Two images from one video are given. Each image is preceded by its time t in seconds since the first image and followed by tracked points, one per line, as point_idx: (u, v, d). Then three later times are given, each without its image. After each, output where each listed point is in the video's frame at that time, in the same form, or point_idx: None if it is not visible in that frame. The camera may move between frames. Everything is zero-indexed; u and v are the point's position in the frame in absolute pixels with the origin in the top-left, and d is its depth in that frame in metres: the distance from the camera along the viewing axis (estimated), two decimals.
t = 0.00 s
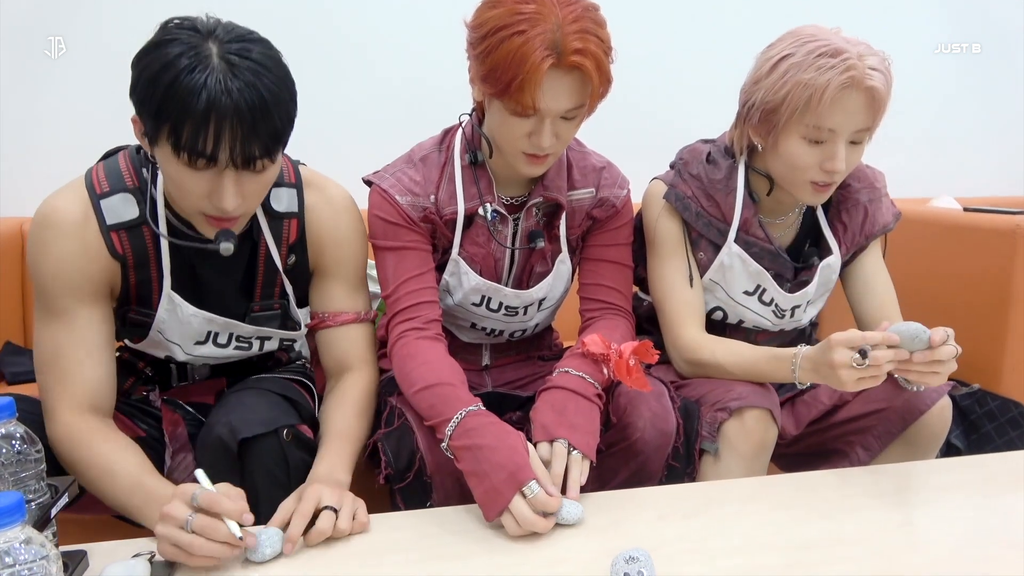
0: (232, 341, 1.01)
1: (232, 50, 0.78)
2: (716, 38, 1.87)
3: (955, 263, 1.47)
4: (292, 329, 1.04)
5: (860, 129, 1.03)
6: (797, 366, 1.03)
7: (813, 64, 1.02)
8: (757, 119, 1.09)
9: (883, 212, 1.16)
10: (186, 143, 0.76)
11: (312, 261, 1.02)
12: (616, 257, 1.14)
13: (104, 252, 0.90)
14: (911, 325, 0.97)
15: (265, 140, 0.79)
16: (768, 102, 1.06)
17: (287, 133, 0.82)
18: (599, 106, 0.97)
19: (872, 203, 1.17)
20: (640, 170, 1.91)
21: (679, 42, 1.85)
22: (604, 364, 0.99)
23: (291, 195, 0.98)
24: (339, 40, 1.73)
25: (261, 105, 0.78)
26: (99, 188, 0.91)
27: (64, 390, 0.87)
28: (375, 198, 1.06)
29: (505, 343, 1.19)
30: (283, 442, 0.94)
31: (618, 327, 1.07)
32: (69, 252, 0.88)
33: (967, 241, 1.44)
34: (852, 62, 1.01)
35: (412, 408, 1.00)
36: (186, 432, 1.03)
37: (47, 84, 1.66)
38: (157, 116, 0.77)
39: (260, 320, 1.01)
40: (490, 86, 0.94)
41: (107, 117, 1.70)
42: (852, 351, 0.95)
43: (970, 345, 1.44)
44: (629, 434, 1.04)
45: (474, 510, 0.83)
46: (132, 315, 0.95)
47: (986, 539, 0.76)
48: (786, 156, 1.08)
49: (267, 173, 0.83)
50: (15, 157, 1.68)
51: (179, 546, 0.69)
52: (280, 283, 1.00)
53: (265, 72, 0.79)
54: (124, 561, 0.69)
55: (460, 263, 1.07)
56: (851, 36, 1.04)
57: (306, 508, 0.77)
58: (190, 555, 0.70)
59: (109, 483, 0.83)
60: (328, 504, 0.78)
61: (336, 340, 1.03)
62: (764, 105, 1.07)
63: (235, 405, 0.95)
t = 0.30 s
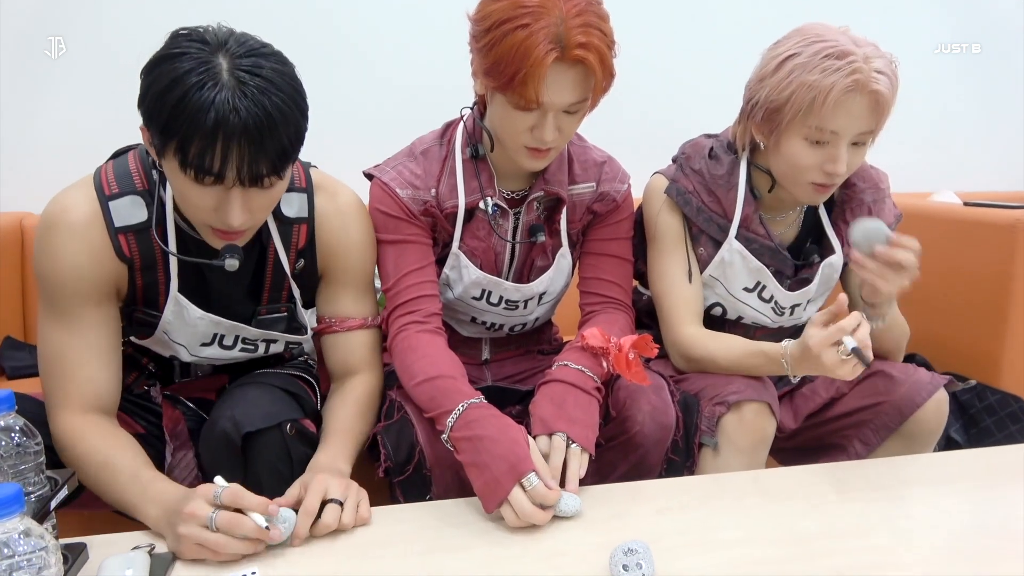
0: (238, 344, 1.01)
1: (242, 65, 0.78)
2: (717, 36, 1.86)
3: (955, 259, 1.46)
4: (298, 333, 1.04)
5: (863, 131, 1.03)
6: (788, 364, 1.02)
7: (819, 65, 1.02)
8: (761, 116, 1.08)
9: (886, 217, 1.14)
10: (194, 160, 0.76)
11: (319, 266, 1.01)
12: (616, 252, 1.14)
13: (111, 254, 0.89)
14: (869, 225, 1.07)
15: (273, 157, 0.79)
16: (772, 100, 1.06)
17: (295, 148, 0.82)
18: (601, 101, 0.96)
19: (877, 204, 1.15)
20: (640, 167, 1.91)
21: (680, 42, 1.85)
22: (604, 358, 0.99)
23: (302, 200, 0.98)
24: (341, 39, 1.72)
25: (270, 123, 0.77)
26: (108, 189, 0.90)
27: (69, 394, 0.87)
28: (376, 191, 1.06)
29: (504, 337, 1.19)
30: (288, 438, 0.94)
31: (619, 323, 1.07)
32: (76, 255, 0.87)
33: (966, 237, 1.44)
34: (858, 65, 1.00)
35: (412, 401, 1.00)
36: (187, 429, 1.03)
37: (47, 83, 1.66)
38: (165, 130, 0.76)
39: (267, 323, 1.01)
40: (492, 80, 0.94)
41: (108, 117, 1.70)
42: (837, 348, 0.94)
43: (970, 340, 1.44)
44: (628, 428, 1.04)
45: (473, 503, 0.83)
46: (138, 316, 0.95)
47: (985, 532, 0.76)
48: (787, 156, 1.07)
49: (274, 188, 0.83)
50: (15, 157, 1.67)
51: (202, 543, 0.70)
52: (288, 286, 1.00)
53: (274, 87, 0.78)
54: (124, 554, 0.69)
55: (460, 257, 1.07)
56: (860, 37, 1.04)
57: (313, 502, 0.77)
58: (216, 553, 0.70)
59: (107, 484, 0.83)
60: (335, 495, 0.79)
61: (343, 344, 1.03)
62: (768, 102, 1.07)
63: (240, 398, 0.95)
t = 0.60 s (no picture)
0: (231, 338, 1.00)
1: (242, 57, 0.78)
2: (715, 34, 1.87)
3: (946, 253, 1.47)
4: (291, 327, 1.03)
5: (852, 128, 1.03)
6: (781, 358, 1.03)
7: (812, 62, 1.02)
8: (752, 110, 1.09)
9: (876, 208, 1.15)
10: (193, 150, 0.76)
11: (313, 260, 1.01)
12: (608, 247, 1.14)
13: (105, 246, 0.89)
14: (808, 181, 1.07)
15: (271, 148, 0.78)
16: (764, 95, 1.06)
17: (294, 140, 0.81)
18: (594, 95, 0.96)
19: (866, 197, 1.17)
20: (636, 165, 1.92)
21: (676, 40, 1.85)
22: (595, 353, 0.99)
23: (296, 194, 0.97)
24: (341, 39, 1.72)
25: (268, 113, 0.77)
26: (102, 181, 0.90)
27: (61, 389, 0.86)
28: (368, 185, 1.06)
29: (496, 333, 1.20)
30: (282, 433, 0.93)
31: (612, 318, 1.07)
32: (69, 248, 0.87)
33: (957, 232, 1.45)
34: (851, 63, 1.00)
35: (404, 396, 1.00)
36: (179, 425, 1.03)
37: (44, 83, 1.65)
38: (165, 121, 0.76)
39: (260, 317, 1.00)
40: (485, 75, 0.93)
41: (106, 118, 1.69)
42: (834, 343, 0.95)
43: (960, 334, 1.45)
44: (620, 422, 1.04)
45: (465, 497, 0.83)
46: (131, 309, 0.95)
47: (974, 525, 0.76)
48: (776, 150, 1.08)
49: (272, 180, 0.82)
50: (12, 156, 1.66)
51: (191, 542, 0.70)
52: (282, 280, 1.00)
53: (273, 79, 0.78)
54: (115, 550, 0.69)
55: (453, 252, 1.07)
56: (854, 35, 1.04)
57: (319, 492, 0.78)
58: (203, 552, 0.70)
59: (99, 479, 0.83)
60: (343, 480, 0.81)
61: (337, 339, 1.03)
62: (760, 97, 1.07)
63: (232, 393, 0.95)
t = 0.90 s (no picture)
0: (221, 333, 1.00)
1: (232, 41, 0.77)
2: (711, 33, 1.87)
3: (934, 247, 1.48)
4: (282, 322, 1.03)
5: (830, 104, 1.04)
6: (780, 355, 1.02)
7: (783, 38, 1.03)
8: (732, 95, 1.11)
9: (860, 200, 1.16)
10: (170, 126, 0.75)
11: (303, 255, 1.01)
12: (598, 243, 1.14)
13: (93, 241, 0.88)
14: (791, 164, 1.07)
15: (249, 133, 0.77)
16: (741, 77, 1.08)
17: (276, 130, 0.81)
18: (586, 91, 0.96)
19: (852, 188, 1.17)
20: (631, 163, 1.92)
21: (670, 37, 1.85)
22: (586, 348, 0.99)
23: (286, 189, 0.97)
24: (340, 39, 1.71)
25: (250, 97, 0.76)
26: (89, 176, 0.89)
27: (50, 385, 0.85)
28: (358, 181, 1.05)
29: (488, 329, 1.20)
30: (272, 430, 0.93)
31: (603, 314, 1.07)
32: (56, 243, 0.86)
33: (945, 227, 1.46)
34: (823, 38, 1.01)
35: (395, 392, 1.00)
36: (169, 423, 1.02)
37: (39, 81, 1.63)
38: (146, 93, 0.76)
39: (250, 312, 1.00)
40: (475, 69, 0.93)
41: (105, 119, 1.68)
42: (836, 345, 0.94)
43: (949, 328, 1.45)
44: (611, 417, 1.04)
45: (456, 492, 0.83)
46: (120, 305, 0.94)
47: (965, 518, 0.77)
48: (757, 132, 1.08)
49: (251, 167, 0.81)
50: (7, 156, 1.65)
51: (165, 542, 0.69)
52: (271, 274, 1.00)
53: (259, 64, 0.78)
54: (103, 547, 0.69)
55: (444, 248, 1.07)
56: (828, 16, 1.05)
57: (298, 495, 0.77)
58: (173, 552, 0.69)
59: (91, 475, 0.83)
60: (318, 481, 0.80)
61: (328, 333, 1.02)
62: (737, 81, 1.09)
63: (221, 390, 0.95)
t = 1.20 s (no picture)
0: (217, 323, 0.99)
1: (231, 20, 0.78)
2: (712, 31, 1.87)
3: (932, 241, 1.48)
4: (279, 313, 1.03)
5: (810, 73, 1.04)
6: (779, 354, 1.02)
7: (757, 10, 1.04)
8: (715, 74, 1.11)
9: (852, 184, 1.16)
10: (150, 90, 0.75)
11: (299, 246, 1.01)
12: (597, 237, 1.13)
13: (87, 232, 0.88)
14: (778, 133, 1.06)
15: (229, 107, 0.76)
16: (721, 55, 1.09)
17: (262, 114, 0.80)
18: (586, 84, 0.95)
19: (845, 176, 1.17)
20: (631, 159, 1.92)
21: (671, 31, 1.84)
22: (586, 343, 0.99)
23: (280, 178, 0.97)
24: (341, 37, 1.70)
25: (235, 70, 0.76)
26: (81, 166, 0.88)
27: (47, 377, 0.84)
28: (357, 173, 1.04)
29: (487, 323, 1.19)
30: (271, 424, 0.93)
31: (603, 309, 1.07)
32: (51, 235, 0.86)
33: (945, 221, 1.46)
34: (796, 6, 1.03)
35: (394, 387, 0.99)
36: (166, 417, 1.02)
37: (36, 78, 1.62)
38: (136, 59, 0.77)
39: (246, 303, 0.99)
40: (476, 60, 0.92)
41: (105, 118, 1.67)
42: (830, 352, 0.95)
43: (948, 322, 1.45)
44: (611, 412, 1.04)
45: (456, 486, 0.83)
46: (115, 297, 0.94)
47: (966, 512, 0.77)
48: (741, 106, 1.08)
49: (229, 147, 0.80)
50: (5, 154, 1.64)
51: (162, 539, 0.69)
52: (267, 265, 0.99)
53: (253, 44, 0.78)
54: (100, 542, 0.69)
55: (443, 241, 1.06)
56: None
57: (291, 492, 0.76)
58: (167, 548, 0.68)
59: (90, 468, 0.82)
60: (313, 484, 0.78)
61: (327, 325, 1.01)
62: (718, 60, 1.10)
63: (220, 384, 0.95)
